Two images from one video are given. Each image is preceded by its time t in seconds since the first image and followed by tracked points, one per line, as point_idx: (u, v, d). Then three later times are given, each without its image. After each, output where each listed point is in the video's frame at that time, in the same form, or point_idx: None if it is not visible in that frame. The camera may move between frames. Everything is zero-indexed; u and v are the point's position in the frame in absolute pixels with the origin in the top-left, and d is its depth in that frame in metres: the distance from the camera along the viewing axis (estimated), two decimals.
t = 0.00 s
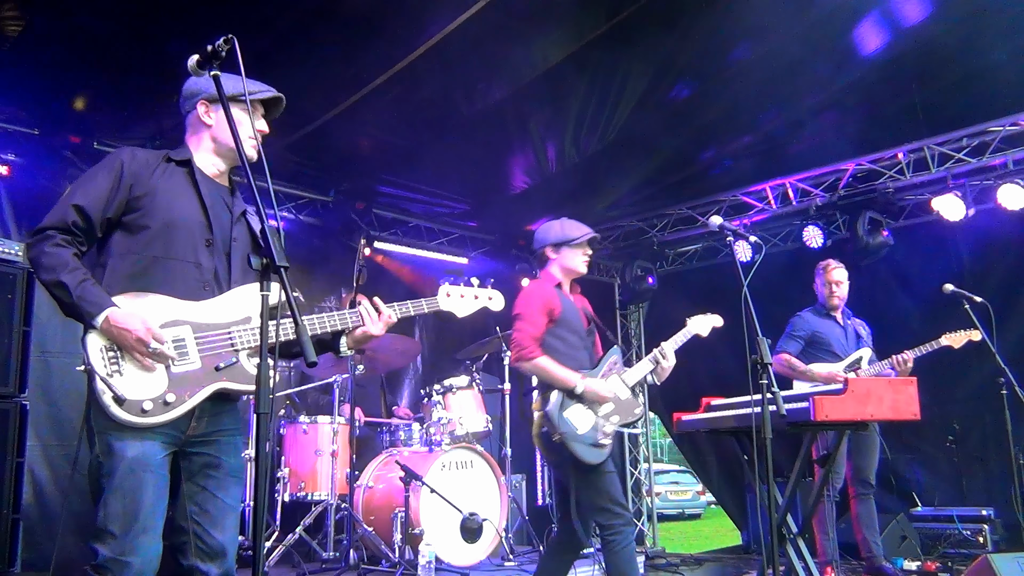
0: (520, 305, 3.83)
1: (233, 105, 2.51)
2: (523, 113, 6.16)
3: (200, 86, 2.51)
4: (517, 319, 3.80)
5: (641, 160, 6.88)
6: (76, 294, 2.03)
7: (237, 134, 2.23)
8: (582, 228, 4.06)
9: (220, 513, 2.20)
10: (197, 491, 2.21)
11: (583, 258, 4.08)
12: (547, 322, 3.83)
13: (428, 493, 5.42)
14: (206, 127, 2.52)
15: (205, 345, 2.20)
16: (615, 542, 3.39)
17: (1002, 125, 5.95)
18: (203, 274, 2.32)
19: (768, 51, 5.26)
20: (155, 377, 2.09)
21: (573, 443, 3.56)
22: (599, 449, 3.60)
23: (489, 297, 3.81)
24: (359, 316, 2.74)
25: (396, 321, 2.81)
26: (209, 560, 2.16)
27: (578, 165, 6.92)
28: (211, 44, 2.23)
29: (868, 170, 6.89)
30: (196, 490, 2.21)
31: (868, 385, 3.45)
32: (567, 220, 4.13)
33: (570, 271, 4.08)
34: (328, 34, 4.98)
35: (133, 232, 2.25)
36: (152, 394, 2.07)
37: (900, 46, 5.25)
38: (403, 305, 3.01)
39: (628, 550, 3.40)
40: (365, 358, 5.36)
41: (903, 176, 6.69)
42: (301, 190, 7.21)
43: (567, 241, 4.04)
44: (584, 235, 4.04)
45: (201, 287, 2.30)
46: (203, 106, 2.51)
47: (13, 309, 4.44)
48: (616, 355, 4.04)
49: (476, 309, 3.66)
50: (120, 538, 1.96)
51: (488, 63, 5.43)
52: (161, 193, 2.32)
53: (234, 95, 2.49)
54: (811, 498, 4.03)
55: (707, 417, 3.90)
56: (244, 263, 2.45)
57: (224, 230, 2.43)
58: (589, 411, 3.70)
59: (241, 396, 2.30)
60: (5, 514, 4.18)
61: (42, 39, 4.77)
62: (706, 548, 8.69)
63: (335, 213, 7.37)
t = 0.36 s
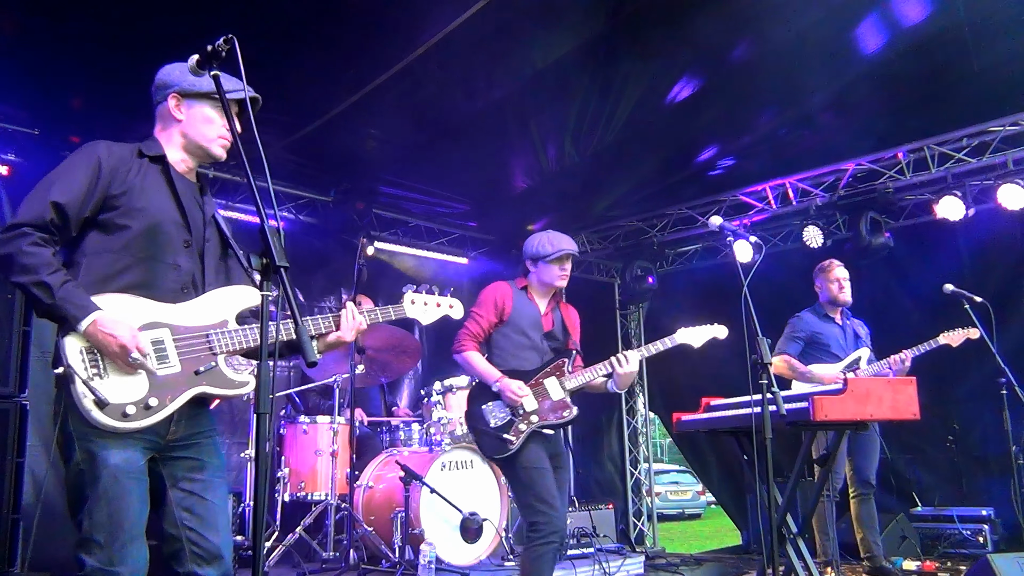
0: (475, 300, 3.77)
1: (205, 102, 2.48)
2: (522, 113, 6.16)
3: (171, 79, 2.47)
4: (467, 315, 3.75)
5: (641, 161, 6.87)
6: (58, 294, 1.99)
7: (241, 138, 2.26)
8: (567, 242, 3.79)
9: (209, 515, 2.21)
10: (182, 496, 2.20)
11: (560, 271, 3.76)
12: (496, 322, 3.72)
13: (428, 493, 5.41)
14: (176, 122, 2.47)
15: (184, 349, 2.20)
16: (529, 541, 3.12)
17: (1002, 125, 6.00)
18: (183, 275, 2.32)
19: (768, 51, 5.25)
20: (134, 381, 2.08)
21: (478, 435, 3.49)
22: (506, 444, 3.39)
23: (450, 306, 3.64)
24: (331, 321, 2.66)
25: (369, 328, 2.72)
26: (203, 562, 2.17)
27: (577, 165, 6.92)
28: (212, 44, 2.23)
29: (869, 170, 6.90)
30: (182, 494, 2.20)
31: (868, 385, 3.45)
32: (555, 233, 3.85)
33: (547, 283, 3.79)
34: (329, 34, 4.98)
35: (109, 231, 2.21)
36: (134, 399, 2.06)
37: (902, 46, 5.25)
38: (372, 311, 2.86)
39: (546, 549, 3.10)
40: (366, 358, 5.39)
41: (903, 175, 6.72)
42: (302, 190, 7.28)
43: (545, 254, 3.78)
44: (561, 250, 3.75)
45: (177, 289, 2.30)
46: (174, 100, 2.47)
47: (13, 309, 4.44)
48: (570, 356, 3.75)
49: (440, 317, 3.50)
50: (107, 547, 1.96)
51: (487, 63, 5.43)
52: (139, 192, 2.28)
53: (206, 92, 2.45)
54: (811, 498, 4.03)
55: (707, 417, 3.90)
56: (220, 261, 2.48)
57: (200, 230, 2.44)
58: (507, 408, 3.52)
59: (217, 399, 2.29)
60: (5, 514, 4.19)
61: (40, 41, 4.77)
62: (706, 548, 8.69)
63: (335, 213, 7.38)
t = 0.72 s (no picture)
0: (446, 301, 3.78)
1: (183, 95, 2.45)
2: (521, 113, 6.16)
3: (149, 74, 2.45)
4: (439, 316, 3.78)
5: (641, 161, 6.88)
6: (33, 297, 1.99)
7: (240, 137, 2.24)
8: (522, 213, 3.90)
9: (206, 514, 2.21)
10: (179, 496, 2.20)
11: (522, 241, 3.83)
12: (467, 317, 3.70)
13: (428, 493, 5.41)
14: (157, 117, 2.46)
15: (168, 348, 2.17)
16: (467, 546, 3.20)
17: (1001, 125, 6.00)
18: (167, 273, 2.31)
19: (768, 51, 5.25)
20: (115, 380, 2.05)
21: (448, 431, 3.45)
22: (474, 450, 3.36)
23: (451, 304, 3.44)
24: (321, 320, 2.66)
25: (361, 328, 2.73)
26: (201, 561, 2.18)
27: (577, 165, 6.92)
28: (212, 44, 2.22)
29: (868, 170, 6.89)
30: (178, 495, 2.20)
31: (868, 385, 3.44)
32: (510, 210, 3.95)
33: (514, 260, 3.85)
34: (327, 34, 4.98)
35: (91, 237, 2.21)
36: (113, 398, 2.03)
37: (901, 46, 5.25)
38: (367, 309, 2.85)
39: (481, 558, 3.19)
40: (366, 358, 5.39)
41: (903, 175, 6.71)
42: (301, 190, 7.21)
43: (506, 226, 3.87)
44: (517, 218, 3.85)
45: (161, 288, 2.30)
46: (153, 96, 2.45)
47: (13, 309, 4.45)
48: (542, 354, 3.63)
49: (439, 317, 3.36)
50: (107, 547, 1.96)
51: (486, 64, 5.44)
52: (119, 195, 2.27)
53: (185, 86, 2.44)
54: (811, 498, 4.03)
55: (707, 417, 3.90)
56: (204, 260, 2.46)
57: (184, 229, 2.42)
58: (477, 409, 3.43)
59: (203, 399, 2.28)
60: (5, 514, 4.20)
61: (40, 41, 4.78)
62: (706, 548, 8.71)
63: (335, 213, 7.38)
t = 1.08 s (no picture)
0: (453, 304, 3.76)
1: (178, 92, 2.45)
2: (521, 114, 6.17)
3: (145, 72, 2.45)
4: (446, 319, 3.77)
5: (641, 161, 6.88)
6: (24, 289, 2.01)
7: (240, 135, 2.24)
8: (519, 209, 3.86)
9: (203, 513, 2.21)
10: (177, 494, 2.20)
11: (516, 243, 3.79)
12: (475, 318, 3.69)
13: (428, 493, 5.41)
14: (153, 115, 2.45)
15: (165, 342, 2.17)
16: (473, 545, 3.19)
17: (1002, 125, 6.01)
18: (165, 269, 2.31)
19: (768, 51, 5.26)
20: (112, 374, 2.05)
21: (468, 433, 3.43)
22: (495, 449, 3.33)
23: (455, 291, 3.48)
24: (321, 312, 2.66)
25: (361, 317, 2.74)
26: (198, 560, 2.18)
27: (578, 165, 6.93)
28: (211, 45, 2.22)
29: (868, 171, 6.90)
30: (177, 493, 2.20)
31: (868, 385, 3.44)
32: (503, 207, 3.91)
33: (513, 259, 3.81)
34: (328, 35, 4.99)
35: (87, 233, 2.24)
36: (109, 394, 2.03)
37: (902, 46, 5.24)
38: (366, 300, 2.85)
39: (487, 555, 3.17)
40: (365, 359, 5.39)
41: (903, 175, 6.72)
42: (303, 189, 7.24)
43: (502, 227, 3.83)
44: (509, 222, 3.80)
45: (158, 282, 2.30)
46: (150, 93, 2.45)
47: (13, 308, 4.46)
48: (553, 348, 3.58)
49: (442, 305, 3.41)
50: (104, 545, 1.96)
51: (488, 63, 5.44)
52: (112, 191, 2.28)
53: (181, 83, 2.43)
54: (811, 498, 4.03)
55: (707, 417, 3.90)
56: (202, 255, 2.46)
57: (180, 224, 2.43)
58: (495, 410, 3.41)
59: (204, 393, 2.26)
60: (5, 514, 4.21)
61: (40, 41, 4.78)
62: (706, 548, 8.72)
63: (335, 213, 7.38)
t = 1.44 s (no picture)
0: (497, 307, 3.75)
1: (176, 102, 2.43)
2: (521, 114, 6.16)
3: (140, 81, 2.43)
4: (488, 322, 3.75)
5: (640, 161, 6.88)
6: (24, 300, 2.02)
7: (240, 136, 2.23)
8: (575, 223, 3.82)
9: (206, 514, 2.21)
10: (179, 496, 2.20)
11: (565, 254, 3.78)
12: (518, 323, 3.69)
13: (428, 493, 5.41)
14: (151, 124, 2.45)
15: (162, 348, 2.17)
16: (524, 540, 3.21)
17: (1002, 125, 6.01)
18: (164, 274, 2.31)
19: (767, 51, 5.25)
20: (109, 381, 2.05)
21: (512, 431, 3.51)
22: (530, 447, 3.39)
23: (455, 299, 3.66)
24: (320, 317, 2.67)
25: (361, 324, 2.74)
26: (203, 561, 2.17)
27: (577, 165, 6.92)
28: (212, 46, 2.22)
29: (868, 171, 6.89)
30: (179, 495, 2.20)
31: (868, 384, 3.44)
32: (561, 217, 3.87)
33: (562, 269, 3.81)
34: (327, 35, 4.98)
35: (87, 241, 2.24)
36: (106, 398, 2.02)
37: (902, 46, 5.24)
38: (367, 306, 2.87)
39: (536, 551, 3.17)
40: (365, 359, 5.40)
41: (903, 176, 6.71)
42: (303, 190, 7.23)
43: (557, 237, 3.79)
44: (562, 233, 3.77)
45: (155, 288, 2.29)
46: (147, 104, 2.44)
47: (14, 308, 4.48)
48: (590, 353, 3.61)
49: (442, 311, 3.53)
50: (106, 547, 1.96)
51: (487, 63, 5.44)
52: (111, 199, 2.28)
53: (177, 94, 2.41)
54: (812, 498, 4.02)
55: (709, 417, 3.90)
56: (200, 261, 2.46)
57: (178, 230, 2.43)
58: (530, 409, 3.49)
59: (202, 399, 2.26)
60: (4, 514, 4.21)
61: (40, 42, 4.78)
62: (706, 548, 8.71)
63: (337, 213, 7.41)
